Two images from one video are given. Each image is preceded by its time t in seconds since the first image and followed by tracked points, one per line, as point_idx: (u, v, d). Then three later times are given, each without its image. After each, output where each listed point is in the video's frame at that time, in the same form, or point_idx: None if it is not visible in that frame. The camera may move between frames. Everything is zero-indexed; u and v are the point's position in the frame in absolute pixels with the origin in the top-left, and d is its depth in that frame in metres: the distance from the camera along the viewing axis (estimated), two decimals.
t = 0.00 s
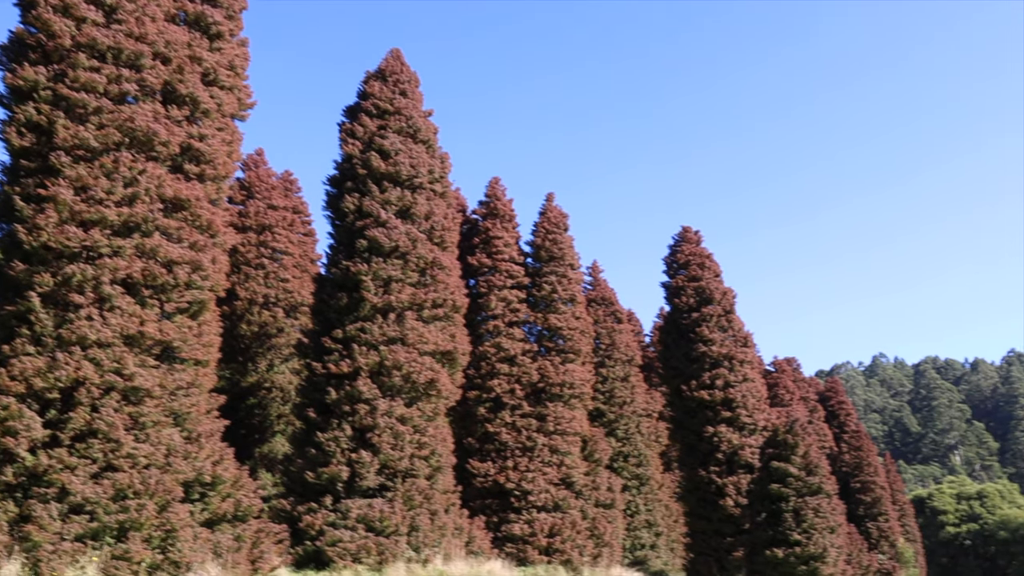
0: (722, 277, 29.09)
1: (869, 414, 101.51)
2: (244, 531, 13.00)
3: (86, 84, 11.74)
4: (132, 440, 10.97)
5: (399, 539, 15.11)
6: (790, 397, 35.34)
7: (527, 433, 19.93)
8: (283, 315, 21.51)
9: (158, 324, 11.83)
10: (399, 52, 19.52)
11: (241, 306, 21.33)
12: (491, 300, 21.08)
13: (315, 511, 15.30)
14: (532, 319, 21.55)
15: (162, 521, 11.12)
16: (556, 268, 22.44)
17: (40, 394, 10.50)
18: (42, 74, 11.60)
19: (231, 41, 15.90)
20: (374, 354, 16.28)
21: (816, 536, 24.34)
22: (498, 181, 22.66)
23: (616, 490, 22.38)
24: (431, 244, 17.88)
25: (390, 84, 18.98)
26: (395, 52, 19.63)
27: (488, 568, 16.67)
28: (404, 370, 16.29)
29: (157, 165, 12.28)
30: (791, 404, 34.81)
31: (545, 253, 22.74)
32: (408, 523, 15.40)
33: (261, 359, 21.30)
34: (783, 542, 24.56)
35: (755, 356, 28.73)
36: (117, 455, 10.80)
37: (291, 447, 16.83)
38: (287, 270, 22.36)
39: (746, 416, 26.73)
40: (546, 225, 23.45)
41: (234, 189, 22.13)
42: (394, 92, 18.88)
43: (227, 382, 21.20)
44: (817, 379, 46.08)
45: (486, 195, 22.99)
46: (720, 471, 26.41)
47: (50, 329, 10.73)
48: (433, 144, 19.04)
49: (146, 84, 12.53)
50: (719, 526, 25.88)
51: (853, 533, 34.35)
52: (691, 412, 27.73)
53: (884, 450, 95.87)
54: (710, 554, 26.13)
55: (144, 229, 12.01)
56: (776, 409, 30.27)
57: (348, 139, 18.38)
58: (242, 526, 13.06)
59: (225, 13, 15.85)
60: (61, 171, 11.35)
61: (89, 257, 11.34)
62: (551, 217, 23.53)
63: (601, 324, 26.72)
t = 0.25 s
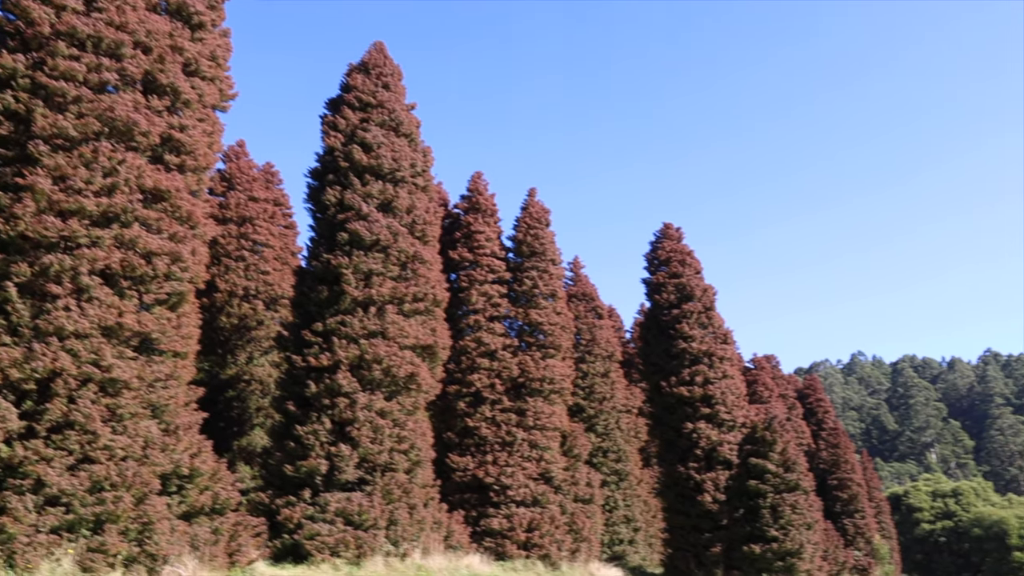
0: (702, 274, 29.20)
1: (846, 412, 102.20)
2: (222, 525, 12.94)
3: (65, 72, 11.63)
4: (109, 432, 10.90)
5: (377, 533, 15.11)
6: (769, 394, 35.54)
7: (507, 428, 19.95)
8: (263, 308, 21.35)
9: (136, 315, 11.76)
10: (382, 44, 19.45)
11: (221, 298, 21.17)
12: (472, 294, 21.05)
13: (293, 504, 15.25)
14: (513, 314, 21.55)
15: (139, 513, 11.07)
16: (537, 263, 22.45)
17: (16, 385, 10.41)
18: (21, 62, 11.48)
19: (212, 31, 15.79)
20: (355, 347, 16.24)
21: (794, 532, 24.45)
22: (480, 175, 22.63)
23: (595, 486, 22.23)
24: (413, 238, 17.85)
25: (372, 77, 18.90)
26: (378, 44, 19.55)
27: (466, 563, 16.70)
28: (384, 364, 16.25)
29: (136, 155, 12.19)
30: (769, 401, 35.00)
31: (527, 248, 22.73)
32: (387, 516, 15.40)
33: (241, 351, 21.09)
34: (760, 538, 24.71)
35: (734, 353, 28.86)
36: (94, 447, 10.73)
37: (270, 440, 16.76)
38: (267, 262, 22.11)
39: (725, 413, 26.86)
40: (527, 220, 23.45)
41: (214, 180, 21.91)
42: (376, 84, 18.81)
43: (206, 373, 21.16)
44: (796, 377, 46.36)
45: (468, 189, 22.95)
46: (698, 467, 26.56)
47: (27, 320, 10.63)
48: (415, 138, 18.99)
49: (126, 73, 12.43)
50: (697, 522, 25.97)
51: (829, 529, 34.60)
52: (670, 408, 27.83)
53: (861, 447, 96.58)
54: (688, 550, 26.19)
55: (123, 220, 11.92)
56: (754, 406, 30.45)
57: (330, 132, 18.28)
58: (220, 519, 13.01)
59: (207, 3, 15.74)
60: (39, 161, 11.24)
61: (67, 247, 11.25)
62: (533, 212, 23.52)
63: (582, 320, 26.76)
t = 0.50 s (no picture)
0: (683, 271, 29.30)
1: (823, 410, 102.88)
2: (198, 516, 12.87)
3: (44, 59, 11.53)
4: (84, 422, 10.83)
5: (354, 525, 15.07)
6: (747, 391, 35.72)
7: (486, 422, 19.96)
8: (242, 300, 21.30)
9: (114, 305, 11.67)
10: (365, 36, 19.36)
11: (200, 288, 21.06)
12: (453, 288, 21.02)
13: (270, 497, 15.20)
14: (493, 308, 21.53)
15: (114, 504, 11.00)
16: (518, 258, 22.46)
17: None
18: None
19: (194, 19, 15.68)
20: (334, 340, 16.19)
21: (769, 528, 24.54)
22: (462, 169, 22.59)
23: (573, 481, 22.32)
24: (394, 231, 17.81)
25: (355, 69, 18.82)
26: (361, 36, 19.46)
27: (443, 556, 16.73)
28: (363, 357, 16.23)
29: (115, 143, 12.10)
30: (747, 398, 35.18)
31: (508, 242, 22.71)
32: (364, 510, 15.38)
33: (219, 342, 20.96)
34: (736, 534, 24.85)
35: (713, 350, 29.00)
36: (69, 437, 10.65)
37: (247, 432, 16.70)
38: (247, 254, 21.94)
39: (703, 409, 26.99)
40: (509, 215, 23.43)
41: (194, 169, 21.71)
42: (359, 76, 18.72)
43: (184, 364, 20.99)
44: (774, 374, 46.62)
45: (450, 183, 22.90)
46: (676, 463, 26.69)
47: (2, 308, 10.53)
48: (398, 130, 18.94)
49: (106, 60, 12.32)
50: (674, 517, 26.07)
51: (804, 526, 34.85)
52: (649, 404, 27.95)
53: (837, 445, 97.27)
54: (665, 546, 26.26)
55: (101, 208, 11.83)
56: (732, 403, 30.61)
57: (312, 123, 18.19)
58: (196, 511, 12.94)
59: None
60: (16, 147, 11.13)
61: (44, 235, 11.15)
62: (514, 207, 23.50)
63: (561, 315, 26.81)
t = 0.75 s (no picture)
0: (662, 266, 29.38)
1: (800, 406, 103.55)
2: (174, 508, 12.77)
3: (21, 45, 11.41)
4: (59, 412, 10.75)
5: (331, 518, 15.04)
6: (725, 387, 35.90)
7: (464, 415, 19.97)
8: (220, 290, 21.09)
9: (90, 295, 11.58)
10: (347, 27, 19.24)
11: (178, 279, 20.88)
12: (432, 281, 20.97)
13: (247, 488, 15.14)
14: (473, 302, 21.51)
15: (89, 495, 10.93)
16: (498, 252, 22.43)
17: None
18: None
19: (174, 7, 15.55)
20: (312, 332, 16.14)
21: (745, 523, 24.56)
22: (443, 161, 22.54)
23: (551, 475, 22.39)
24: (373, 223, 17.75)
25: (336, 60, 18.70)
26: (343, 27, 19.34)
27: (420, 549, 16.74)
28: (341, 349, 16.19)
29: (93, 131, 11.99)
30: (725, 393, 35.34)
31: (488, 236, 22.68)
32: (341, 502, 15.36)
33: (197, 333, 20.79)
34: (712, 529, 24.90)
35: (691, 346, 29.11)
36: (43, 428, 10.56)
37: (225, 423, 16.62)
38: (225, 244, 21.79)
39: (680, 404, 27.11)
40: (489, 208, 23.39)
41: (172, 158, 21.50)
42: (340, 67, 18.61)
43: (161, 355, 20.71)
44: (752, 371, 46.86)
45: (431, 176, 22.82)
46: (653, 458, 26.85)
47: None
48: (379, 122, 18.88)
49: (84, 47, 12.21)
50: (651, 511, 26.23)
51: (780, 521, 35.09)
52: (627, 399, 28.04)
53: (813, 441, 97.95)
54: (642, 540, 26.34)
55: (78, 197, 11.73)
56: (709, 399, 30.77)
57: (292, 114, 18.05)
58: (172, 502, 12.84)
59: None
60: None
61: (19, 223, 11.05)
62: (495, 200, 23.47)
63: (541, 309, 26.83)
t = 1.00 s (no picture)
0: (641, 261, 29.47)
1: (777, 402, 104.16)
2: (149, 500, 12.65)
3: None
4: (33, 403, 10.65)
5: (307, 510, 15.00)
6: (703, 382, 36.08)
7: (442, 408, 19.96)
8: (197, 282, 20.91)
9: (65, 284, 11.48)
10: (328, 18, 19.13)
11: (155, 270, 20.65)
12: (411, 274, 20.92)
13: (223, 481, 15.07)
14: (452, 295, 21.47)
15: (63, 487, 10.85)
16: (477, 245, 22.41)
17: None
18: None
19: None
20: (290, 324, 16.08)
21: (720, 518, 24.72)
22: (424, 154, 22.48)
23: (528, 469, 22.44)
24: (353, 215, 17.70)
25: (317, 50, 18.59)
26: (324, 17, 19.23)
27: (397, 542, 16.73)
28: (319, 341, 16.15)
29: (70, 119, 11.87)
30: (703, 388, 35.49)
31: (468, 230, 22.65)
32: (318, 494, 15.33)
33: (174, 324, 20.57)
34: (688, 523, 25.02)
35: (669, 341, 29.23)
36: (17, 418, 10.47)
37: (201, 415, 16.53)
38: (203, 235, 21.52)
39: (658, 399, 27.21)
40: (469, 201, 23.35)
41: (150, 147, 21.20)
42: (321, 58, 18.50)
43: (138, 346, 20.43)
44: (729, 366, 47.09)
45: (411, 169, 22.75)
46: (631, 452, 26.98)
47: None
48: (359, 114, 18.81)
49: (61, 34, 12.09)
50: (628, 506, 26.41)
51: (755, 516, 35.31)
52: (605, 394, 28.12)
53: (789, 437, 98.59)
54: (619, 534, 26.44)
55: (54, 185, 11.62)
56: (687, 394, 30.91)
57: (272, 104, 17.92)
58: (147, 494, 12.72)
59: None
60: None
61: None
62: (475, 194, 23.44)
63: (520, 303, 26.84)
